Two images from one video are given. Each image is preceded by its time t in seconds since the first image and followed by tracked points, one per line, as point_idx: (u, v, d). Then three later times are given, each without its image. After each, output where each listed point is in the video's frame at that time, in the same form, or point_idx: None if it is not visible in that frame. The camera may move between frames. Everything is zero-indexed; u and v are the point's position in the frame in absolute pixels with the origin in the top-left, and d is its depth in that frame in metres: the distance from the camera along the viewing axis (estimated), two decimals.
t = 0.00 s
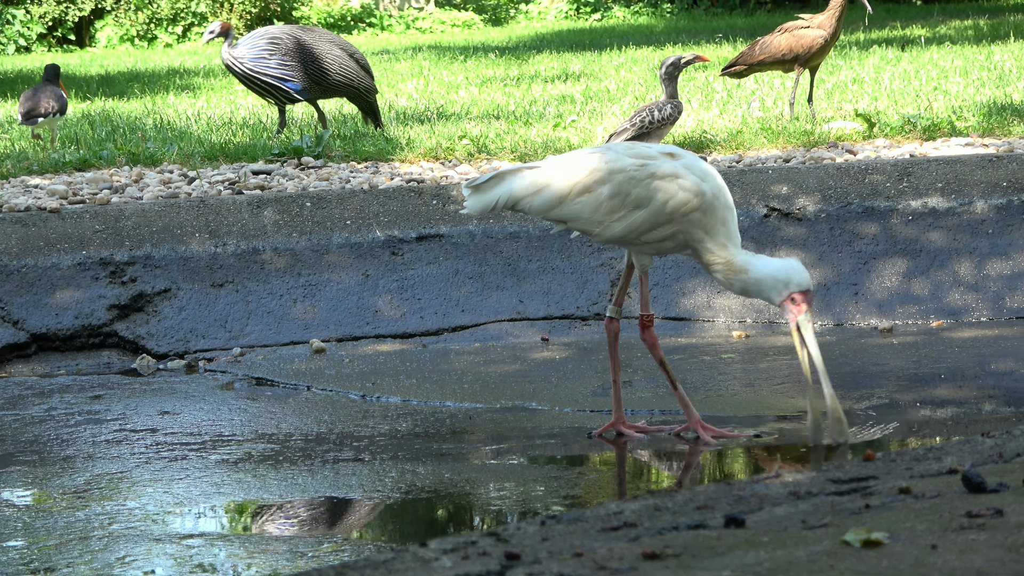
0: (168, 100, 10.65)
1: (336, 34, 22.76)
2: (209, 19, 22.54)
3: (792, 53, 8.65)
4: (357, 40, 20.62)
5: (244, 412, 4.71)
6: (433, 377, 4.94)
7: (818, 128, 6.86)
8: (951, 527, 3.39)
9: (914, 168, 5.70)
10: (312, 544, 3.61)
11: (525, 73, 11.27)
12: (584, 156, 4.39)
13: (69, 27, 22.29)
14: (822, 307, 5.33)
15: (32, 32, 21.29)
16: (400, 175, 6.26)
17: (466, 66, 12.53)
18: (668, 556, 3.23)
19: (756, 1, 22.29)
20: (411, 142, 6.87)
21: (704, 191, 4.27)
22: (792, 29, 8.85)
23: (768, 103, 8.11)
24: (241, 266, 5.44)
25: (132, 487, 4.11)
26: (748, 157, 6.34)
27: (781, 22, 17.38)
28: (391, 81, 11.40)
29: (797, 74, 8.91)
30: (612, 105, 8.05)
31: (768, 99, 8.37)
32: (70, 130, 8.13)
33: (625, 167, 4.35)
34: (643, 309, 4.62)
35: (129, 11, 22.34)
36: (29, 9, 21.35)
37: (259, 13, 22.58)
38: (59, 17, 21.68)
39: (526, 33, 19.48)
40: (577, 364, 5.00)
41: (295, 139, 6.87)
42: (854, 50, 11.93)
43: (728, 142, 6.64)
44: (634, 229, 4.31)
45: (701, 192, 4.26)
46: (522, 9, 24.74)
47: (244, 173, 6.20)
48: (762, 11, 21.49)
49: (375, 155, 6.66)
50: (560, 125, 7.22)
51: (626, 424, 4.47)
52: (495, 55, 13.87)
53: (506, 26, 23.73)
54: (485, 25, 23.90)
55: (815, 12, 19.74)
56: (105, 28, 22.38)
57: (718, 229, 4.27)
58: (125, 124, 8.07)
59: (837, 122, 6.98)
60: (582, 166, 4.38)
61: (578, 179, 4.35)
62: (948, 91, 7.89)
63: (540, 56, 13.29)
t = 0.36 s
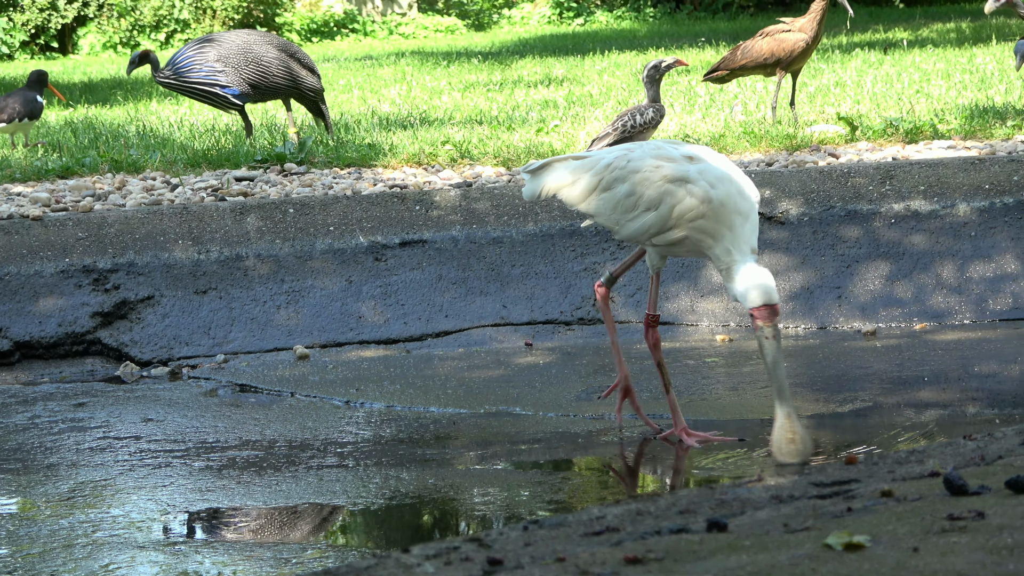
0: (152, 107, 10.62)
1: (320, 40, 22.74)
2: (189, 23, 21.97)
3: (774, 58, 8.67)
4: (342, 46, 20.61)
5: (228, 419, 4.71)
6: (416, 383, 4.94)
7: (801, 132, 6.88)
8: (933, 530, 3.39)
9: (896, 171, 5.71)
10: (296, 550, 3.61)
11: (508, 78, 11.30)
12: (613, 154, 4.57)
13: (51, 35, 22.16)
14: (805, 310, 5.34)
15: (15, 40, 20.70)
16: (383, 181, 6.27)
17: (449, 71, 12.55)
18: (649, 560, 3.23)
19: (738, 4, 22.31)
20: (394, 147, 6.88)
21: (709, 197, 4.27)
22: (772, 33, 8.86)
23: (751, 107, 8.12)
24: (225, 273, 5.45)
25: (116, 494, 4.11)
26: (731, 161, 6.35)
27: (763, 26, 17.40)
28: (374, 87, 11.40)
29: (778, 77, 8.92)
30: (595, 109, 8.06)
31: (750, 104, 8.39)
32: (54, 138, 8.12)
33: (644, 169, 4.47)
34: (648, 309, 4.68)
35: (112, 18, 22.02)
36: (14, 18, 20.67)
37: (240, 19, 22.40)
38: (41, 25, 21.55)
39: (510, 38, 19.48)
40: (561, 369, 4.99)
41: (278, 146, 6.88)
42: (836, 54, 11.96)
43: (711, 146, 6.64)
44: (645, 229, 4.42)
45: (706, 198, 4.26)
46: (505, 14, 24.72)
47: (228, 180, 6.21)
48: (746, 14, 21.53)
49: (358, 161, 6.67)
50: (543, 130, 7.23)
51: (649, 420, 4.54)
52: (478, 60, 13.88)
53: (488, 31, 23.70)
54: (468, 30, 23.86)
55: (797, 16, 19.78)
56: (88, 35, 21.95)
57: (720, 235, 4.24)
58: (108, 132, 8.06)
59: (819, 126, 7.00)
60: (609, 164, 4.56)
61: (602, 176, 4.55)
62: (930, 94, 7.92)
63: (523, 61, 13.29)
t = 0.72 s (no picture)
0: (134, 111, 10.60)
1: (302, 43, 22.68)
2: (171, 27, 21.89)
3: (756, 61, 8.68)
4: (326, 50, 20.54)
5: (209, 423, 4.70)
6: (398, 387, 4.93)
7: (783, 135, 6.89)
8: (911, 532, 3.39)
9: (878, 174, 5.71)
10: (277, 554, 3.60)
11: (491, 81, 11.31)
12: (627, 158, 4.52)
13: (34, 39, 22.08)
14: (787, 313, 5.36)
15: None
16: (365, 184, 6.27)
17: (432, 75, 12.55)
18: (628, 563, 3.23)
19: (721, 7, 22.28)
20: (377, 151, 6.89)
21: (739, 197, 4.32)
22: (754, 36, 8.87)
23: (733, 110, 8.13)
24: (206, 276, 5.44)
25: (97, 498, 4.10)
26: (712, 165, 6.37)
27: (744, 29, 17.40)
28: (356, 90, 11.38)
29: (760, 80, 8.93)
30: (577, 113, 8.07)
31: (732, 107, 8.40)
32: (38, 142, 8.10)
33: (666, 172, 4.45)
34: (704, 310, 4.81)
35: (94, 22, 21.82)
36: None
37: (222, 23, 22.27)
38: (24, 29, 21.45)
39: (492, 42, 19.47)
40: (543, 372, 4.99)
41: (260, 149, 6.87)
42: (818, 57, 11.98)
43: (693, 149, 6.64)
44: (672, 231, 4.45)
45: (738, 198, 4.31)
46: (488, 15, 24.62)
47: (209, 184, 6.21)
48: (729, 17, 21.54)
49: (340, 164, 6.66)
50: (525, 134, 7.24)
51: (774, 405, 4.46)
52: (460, 64, 13.87)
53: (471, 33, 23.61)
54: (451, 33, 23.75)
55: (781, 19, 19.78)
56: (70, 39, 22.01)
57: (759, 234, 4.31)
58: (91, 135, 8.04)
59: (801, 129, 7.00)
60: (624, 168, 4.51)
61: (618, 182, 4.50)
62: (912, 97, 7.95)
63: (505, 65, 13.26)
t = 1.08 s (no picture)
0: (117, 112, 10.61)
1: (283, 45, 22.65)
2: (153, 28, 21.82)
3: (736, 64, 8.69)
4: (307, 52, 20.48)
5: (188, 424, 4.69)
6: (378, 388, 4.93)
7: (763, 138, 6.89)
8: (889, 534, 3.39)
9: (858, 177, 5.72)
10: (256, 554, 3.60)
11: (474, 83, 11.33)
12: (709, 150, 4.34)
13: (16, 40, 22.10)
14: (767, 316, 5.35)
15: None
16: (345, 185, 6.27)
17: (415, 76, 12.58)
18: (606, 564, 3.23)
19: (703, 10, 22.24)
20: (358, 152, 6.91)
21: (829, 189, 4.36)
22: (734, 39, 8.88)
23: (714, 113, 8.14)
24: (186, 277, 5.43)
25: (74, 498, 4.08)
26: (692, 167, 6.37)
27: (725, 33, 17.41)
28: (337, 92, 11.38)
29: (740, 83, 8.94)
30: (558, 115, 8.09)
31: (713, 110, 8.42)
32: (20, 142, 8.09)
33: (757, 162, 4.33)
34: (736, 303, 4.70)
35: (76, 23, 21.96)
36: None
37: (203, 25, 22.16)
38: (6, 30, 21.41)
39: (474, 44, 19.48)
40: (523, 373, 5.00)
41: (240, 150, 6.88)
42: (799, 60, 12.02)
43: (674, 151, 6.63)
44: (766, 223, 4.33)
45: (831, 189, 4.36)
46: (470, 17, 24.55)
47: (190, 185, 6.22)
48: (710, 21, 21.61)
49: (321, 165, 6.65)
50: (506, 135, 7.26)
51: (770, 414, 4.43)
52: (442, 65, 13.89)
53: (451, 37, 23.43)
54: (431, 35, 23.58)
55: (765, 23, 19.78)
56: (52, 39, 22.19)
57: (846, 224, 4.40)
58: (71, 136, 8.04)
59: (782, 132, 6.99)
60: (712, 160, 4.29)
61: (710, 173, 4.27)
62: (893, 100, 7.98)
63: (488, 67, 13.25)
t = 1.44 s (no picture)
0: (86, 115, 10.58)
1: (255, 46, 22.57)
2: (126, 29, 21.63)
3: (705, 67, 8.70)
4: (280, 52, 20.40)
5: (158, 425, 4.69)
6: (348, 389, 4.93)
7: (735, 141, 6.93)
8: (854, 537, 3.40)
9: (829, 180, 5.73)
10: (224, 556, 3.60)
11: (447, 84, 11.35)
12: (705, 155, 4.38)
13: None
14: (737, 318, 5.37)
15: None
16: (316, 187, 6.28)
17: (386, 77, 12.58)
18: (572, 566, 3.23)
19: (677, 11, 22.37)
20: (328, 154, 6.92)
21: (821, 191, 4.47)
22: (703, 42, 8.88)
23: (685, 116, 8.18)
24: (157, 278, 5.43)
25: (41, 500, 4.07)
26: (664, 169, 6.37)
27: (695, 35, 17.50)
28: (309, 93, 11.36)
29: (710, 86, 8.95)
30: (529, 117, 8.11)
31: (685, 113, 8.45)
32: None
33: (750, 166, 4.40)
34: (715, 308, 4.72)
35: (48, 23, 21.67)
36: None
37: (176, 24, 21.95)
38: None
39: (448, 45, 19.50)
40: (493, 375, 5.00)
41: (211, 151, 6.88)
42: (771, 64, 12.08)
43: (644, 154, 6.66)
44: (763, 225, 4.40)
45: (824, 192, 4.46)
46: (444, 19, 24.53)
47: (160, 186, 6.22)
48: (685, 23, 21.70)
49: (292, 166, 6.67)
50: (477, 137, 7.29)
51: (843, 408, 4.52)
52: (414, 66, 13.90)
53: (424, 37, 23.45)
54: (405, 36, 23.55)
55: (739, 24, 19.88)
56: (24, 40, 21.74)
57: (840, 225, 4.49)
58: (43, 137, 8.02)
59: (753, 135, 6.94)
60: (710, 165, 4.35)
61: (709, 176, 4.32)
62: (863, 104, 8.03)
63: (460, 69, 13.28)
